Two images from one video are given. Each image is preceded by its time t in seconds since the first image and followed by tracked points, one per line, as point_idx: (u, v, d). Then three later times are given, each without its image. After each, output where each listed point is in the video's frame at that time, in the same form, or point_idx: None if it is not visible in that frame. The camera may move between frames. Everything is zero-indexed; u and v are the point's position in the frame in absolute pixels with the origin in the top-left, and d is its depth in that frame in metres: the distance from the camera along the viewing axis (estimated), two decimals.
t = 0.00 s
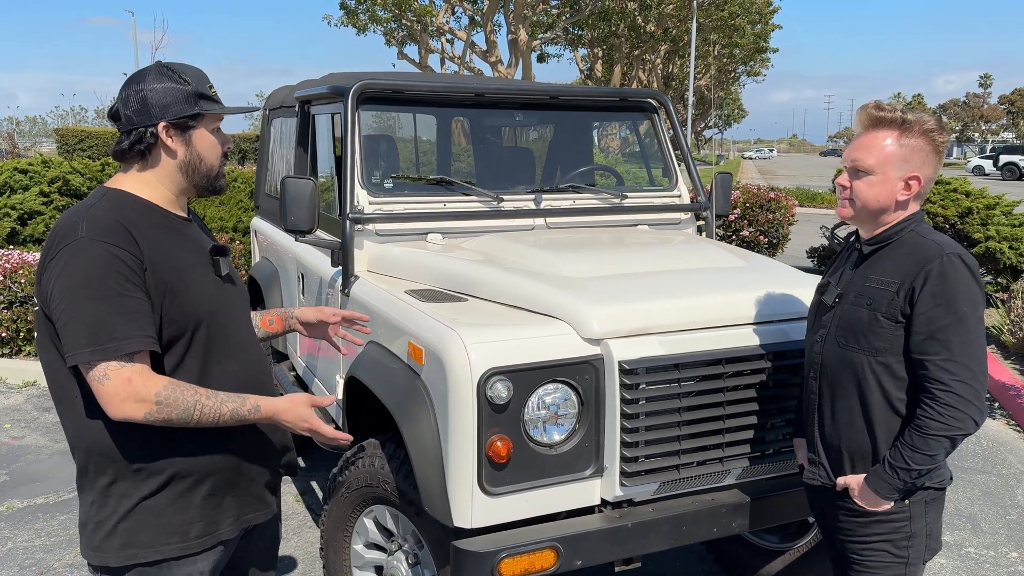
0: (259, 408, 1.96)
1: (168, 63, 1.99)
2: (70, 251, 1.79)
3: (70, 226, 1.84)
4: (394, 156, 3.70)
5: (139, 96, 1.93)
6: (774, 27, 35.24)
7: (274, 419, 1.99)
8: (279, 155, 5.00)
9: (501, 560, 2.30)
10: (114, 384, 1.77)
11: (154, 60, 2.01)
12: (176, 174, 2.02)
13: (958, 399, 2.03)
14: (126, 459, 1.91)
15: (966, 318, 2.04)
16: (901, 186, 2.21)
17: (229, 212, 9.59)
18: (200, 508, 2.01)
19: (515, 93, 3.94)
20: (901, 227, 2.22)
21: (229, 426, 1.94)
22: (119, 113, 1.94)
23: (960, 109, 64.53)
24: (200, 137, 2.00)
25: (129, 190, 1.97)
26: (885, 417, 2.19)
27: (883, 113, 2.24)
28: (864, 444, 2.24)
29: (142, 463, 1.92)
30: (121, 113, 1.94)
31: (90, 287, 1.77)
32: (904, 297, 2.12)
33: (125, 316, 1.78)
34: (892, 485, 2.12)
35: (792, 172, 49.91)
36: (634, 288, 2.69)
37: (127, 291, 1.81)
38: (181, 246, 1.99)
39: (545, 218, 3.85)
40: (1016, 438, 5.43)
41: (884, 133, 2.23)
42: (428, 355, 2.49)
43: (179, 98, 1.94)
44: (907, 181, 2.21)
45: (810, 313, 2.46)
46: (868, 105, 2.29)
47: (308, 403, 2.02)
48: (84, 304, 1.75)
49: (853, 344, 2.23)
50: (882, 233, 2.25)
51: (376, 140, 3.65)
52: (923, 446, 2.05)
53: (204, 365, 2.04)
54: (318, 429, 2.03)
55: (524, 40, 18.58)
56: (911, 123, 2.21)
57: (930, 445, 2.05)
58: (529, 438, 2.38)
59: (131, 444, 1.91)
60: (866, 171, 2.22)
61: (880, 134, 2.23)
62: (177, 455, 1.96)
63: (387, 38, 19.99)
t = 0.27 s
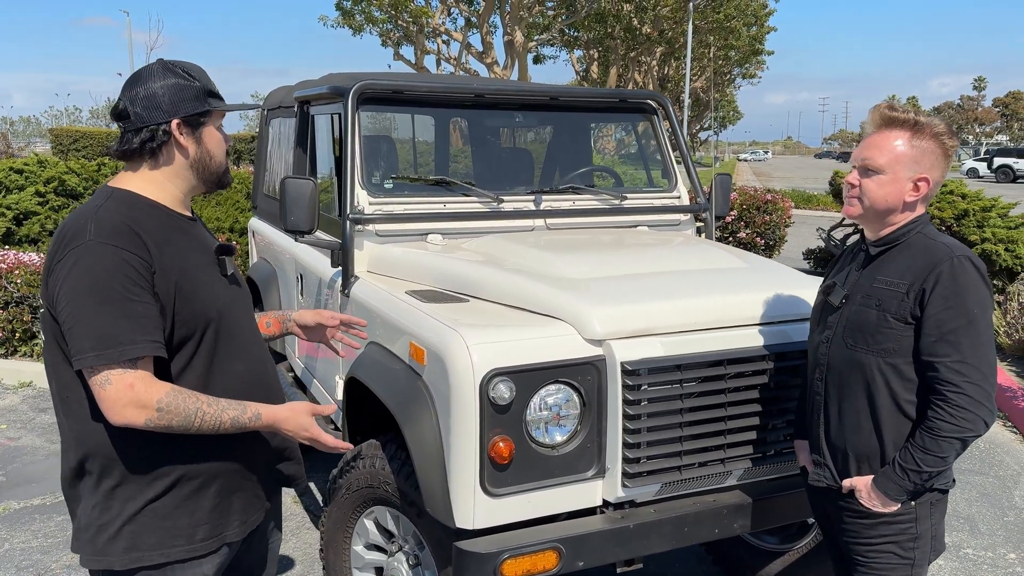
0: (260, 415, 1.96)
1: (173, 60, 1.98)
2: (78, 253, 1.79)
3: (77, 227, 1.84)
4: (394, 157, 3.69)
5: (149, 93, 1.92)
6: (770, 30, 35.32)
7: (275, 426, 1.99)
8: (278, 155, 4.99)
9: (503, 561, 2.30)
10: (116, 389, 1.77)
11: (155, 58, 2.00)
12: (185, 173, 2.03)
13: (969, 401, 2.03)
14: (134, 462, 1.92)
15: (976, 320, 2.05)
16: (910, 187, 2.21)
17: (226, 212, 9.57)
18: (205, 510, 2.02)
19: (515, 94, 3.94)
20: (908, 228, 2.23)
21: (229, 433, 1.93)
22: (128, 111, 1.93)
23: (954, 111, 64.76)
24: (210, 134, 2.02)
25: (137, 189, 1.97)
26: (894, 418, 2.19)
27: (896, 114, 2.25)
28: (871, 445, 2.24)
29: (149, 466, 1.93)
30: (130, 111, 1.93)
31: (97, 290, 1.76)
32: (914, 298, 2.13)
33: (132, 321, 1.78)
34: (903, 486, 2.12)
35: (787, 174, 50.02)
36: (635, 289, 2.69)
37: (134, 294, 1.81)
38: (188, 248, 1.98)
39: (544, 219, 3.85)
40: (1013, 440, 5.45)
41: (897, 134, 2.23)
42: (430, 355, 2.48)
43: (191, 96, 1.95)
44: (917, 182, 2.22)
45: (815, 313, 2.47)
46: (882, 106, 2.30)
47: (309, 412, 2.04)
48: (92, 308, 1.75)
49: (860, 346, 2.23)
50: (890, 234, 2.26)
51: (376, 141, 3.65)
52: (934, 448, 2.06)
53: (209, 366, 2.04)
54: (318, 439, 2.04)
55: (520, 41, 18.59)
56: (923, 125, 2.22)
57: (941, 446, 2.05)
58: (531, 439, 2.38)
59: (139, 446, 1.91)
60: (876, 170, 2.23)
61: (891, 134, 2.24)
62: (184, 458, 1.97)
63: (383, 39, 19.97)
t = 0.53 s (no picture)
0: (257, 421, 1.95)
1: (181, 61, 1.97)
2: (79, 255, 1.79)
3: (80, 228, 1.84)
4: (394, 158, 3.70)
5: (157, 93, 1.91)
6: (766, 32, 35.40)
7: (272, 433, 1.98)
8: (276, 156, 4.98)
9: (505, 562, 2.29)
10: (112, 394, 1.76)
11: (163, 57, 1.99)
12: (191, 174, 2.02)
13: (968, 402, 2.04)
14: (138, 465, 1.93)
15: (977, 322, 2.05)
16: (913, 189, 2.22)
17: (223, 213, 9.55)
18: (211, 511, 2.03)
19: (515, 95, 3.94)
20: (910, 231, 2.23)
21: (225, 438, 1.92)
22: (135, 111, 1.92)
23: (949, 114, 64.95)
24: (217, 138, 2.02)
25: (142, 190, 1.96)
26: (895, 419, 2.19)
27: (900, 117, 2.25)
28: (872, 447, 2.25)
29: (154, 468, 1.94)
30: (137, 110, 1.92)
31: (98, 293, 1.76)
32: (915, 300, 2.13)
33: (132, 325, 1.78)
34: (902, 487, 2.12)
35: (783, 176, 50.12)
36: (637, 290, 2.69)
37: (135, 297, 1.80)
38: (191, 248, 1.98)
39: (544, 220, 3.85)
40: (1010, 442, 5.46)
41: (901, 136, 2.24)
42: (431, 356, 2.48)
43: (201, 98, 1.96)
44: (919, 185, 2.22)
45: (818, 315, 2.47)
46: (886, 108, 2.30)
47: (308, 418, 2.03)
48: (92, 311, 1.75)
49: (862, 347, 2.24)
50: (892, 236, 2.26)
51: (376, 141, 3.64)
52: (934, 449, 2.06)
53: (213, 367, 2.03)
54: (316, 445, 2.03)
55: (517, 42, 18.59)
56: (927, 128, 2.23)
57: (941, 448, 2.05)
58: (532, 440, 2.37)
59: (145, 448, 1.93)
60: (879, 172, 2.23)
61: (895, 136, 2.24)
62: (188, 460, 1.97)
63: (379, 40, 19.94)
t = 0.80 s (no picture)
0: (256, 418, 1.94)
1: (189, 61, 1.98)
2: (79, 252, 1.79)
3: (81, 227, 1.84)
4: (394, 158, 3.70)
5: (164, 92, 1.91)
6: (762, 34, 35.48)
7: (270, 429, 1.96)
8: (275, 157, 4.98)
9: (505, 562, 2.30)
10: (108, 391, 1.76)
11: (171, 57, 1.99)
12: (196, 173, 2.02)
13: (964, 406, 2.04)
14: (140, 465, 1.93)
15: (975, 326, 2.06)
16: (917, 192, 2.23)
17: (220, 213, 9.54)
18: (213, 511, 2.03)
19: (516, 96, 3.94)
20: (913, 233, 2.24)
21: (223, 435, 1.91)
22: (142, 110, 1.92)
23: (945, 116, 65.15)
24: (223, 137, 2.03)
25: (147, 189, 1.96)
26: (892, 422, 2.20)
27: (904, 119, 2.26)
28: (871, 448, 2.25)
29: (155, 469, 1.94)
30: (144, 109, 1.92)
31: (98, 290, 1.76)
32: (914, 302, 2.14)
33: (131, 323, 1.78)
34: (897, 489, 2.13)
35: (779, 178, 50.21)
36: (637, 291, 2.70)
37: (133, 295, 1.80)
38: (193, 247, 1.98)
39: (544, 221, 3.85)
40: (1007, 443, 5.48)
41: (904, 139, 2.25)
42: (432, 356, 2.48)
43: (207, 97, 1.96)
44: (923, 187, 2.23)
45: (821, 316, 2.48)
46: (890, 110, 2.32)
47: (307, 413, 2.00)
48: (90, 308, 1.74)
49: (862, 348, 2.25)
50: (895, 238, 2.27)
51: (377, 142, 3.64)
52: (929, 452, 2.07)
53: (213, 367, 2.03)
54: (317, 440, 2.00)
55: (514, 43, 18.60)
56: (932, 131, 2.23)
57: (936, 450, 2.06)
58: (534, 440, 2.37)
59: (147, 448, 1.92)
60: (882, 174, 2.24)
61: (899, 139, 2.25)
62: (190, 460, 1.97)
63: (376, 40, 19.93)
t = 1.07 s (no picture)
0: (249, 413, 1.92)
1: (181, 60, 1.98)
2: (80, 252, 1.79)
3: (82, 227, 1.85)
4: (394, 159, 3.70)
5: (152, 94, 1.92)
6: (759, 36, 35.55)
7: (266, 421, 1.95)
8: (275, 157, 4.98)
9: (505, 562, 2.30)
10: (99, 391, 1.76)
11: (167, 58, 2.01)
12: (192, 173, 2.02)
13: (966, 406, 2.05)
14: (139, 464, 1.93)
15: (976, 326, 2.07)
16: (916, 193, 2.24)
17: (218, 213, 9.53)
18: (212, 511, 2.04)
19: (515, 97, 3.95)
20: (913, 234, 2.25)
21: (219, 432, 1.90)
22: (133, 113, 1.94)
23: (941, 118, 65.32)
24: (214, 133, 2.00)
25: (145, 190, 1.98)
26: (895, 423, 2.21)
27: (903, 121, 2.27)
28: (873, 449, 2.26)
29: (155, 468, 1.94)
30: (135, 112, 1.94)
31: (96, 291, 1.76)
32: (916, 303, 2.15)
33: (127, 324, 1.78)
34: (900, 489, 2.14)
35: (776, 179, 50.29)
36: (637, 292, 2.70)
37: (131, 295, 1.80)
38: (195, 248, 1.98)
39: (543, 222, 3.86)
40: (1003, 445, 5.50)
41: (903, 140, 2.26)
42: (432, 357, 2.49)
43: (192, 94, 1.94)
44: (922, 188, 2.24)
45: (821, 318, 2.49)
46: (889, 112, 2.33)
47: (301, 398, 1.98)
48: (89, 308, 1.75)
49: (864, 349, 2.26)
50: (896, 239, 2.28)
51: (376, 142, 3.65)
52: (932, 452, 2.08)
53: (213, 368, 2.03)
54: (316, 422, 1.99)
55: (512, 44, 18.60)
56: (931, 132, 2.24)
57: (939, 450, 2.07)
58: (533, 441, 2.38)
59: (148, 448, 1.93)
60: (882, 176, 2.26)
61: (898, 140, 2.26)
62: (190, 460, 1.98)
63: (374, 41, 19.93)
